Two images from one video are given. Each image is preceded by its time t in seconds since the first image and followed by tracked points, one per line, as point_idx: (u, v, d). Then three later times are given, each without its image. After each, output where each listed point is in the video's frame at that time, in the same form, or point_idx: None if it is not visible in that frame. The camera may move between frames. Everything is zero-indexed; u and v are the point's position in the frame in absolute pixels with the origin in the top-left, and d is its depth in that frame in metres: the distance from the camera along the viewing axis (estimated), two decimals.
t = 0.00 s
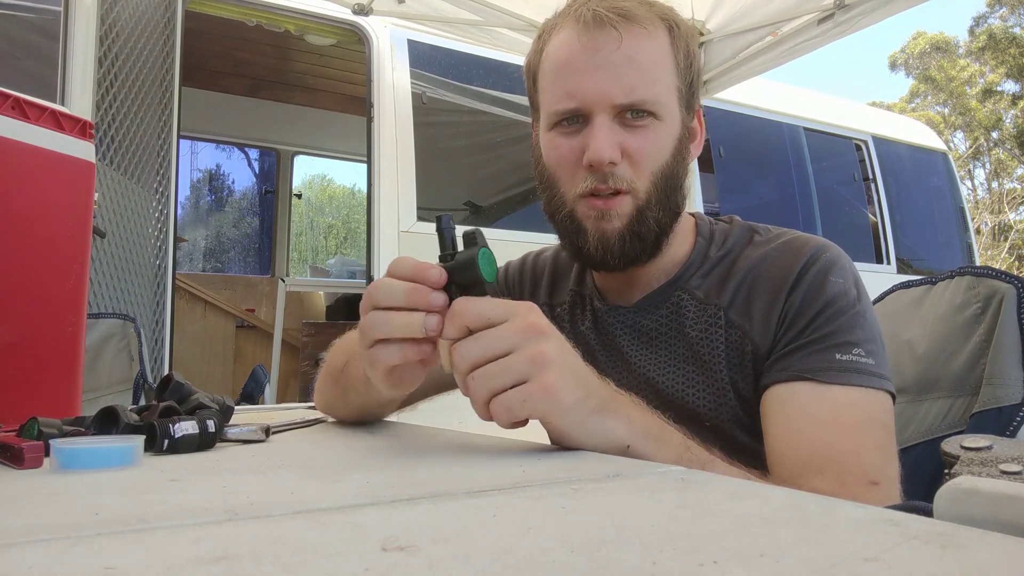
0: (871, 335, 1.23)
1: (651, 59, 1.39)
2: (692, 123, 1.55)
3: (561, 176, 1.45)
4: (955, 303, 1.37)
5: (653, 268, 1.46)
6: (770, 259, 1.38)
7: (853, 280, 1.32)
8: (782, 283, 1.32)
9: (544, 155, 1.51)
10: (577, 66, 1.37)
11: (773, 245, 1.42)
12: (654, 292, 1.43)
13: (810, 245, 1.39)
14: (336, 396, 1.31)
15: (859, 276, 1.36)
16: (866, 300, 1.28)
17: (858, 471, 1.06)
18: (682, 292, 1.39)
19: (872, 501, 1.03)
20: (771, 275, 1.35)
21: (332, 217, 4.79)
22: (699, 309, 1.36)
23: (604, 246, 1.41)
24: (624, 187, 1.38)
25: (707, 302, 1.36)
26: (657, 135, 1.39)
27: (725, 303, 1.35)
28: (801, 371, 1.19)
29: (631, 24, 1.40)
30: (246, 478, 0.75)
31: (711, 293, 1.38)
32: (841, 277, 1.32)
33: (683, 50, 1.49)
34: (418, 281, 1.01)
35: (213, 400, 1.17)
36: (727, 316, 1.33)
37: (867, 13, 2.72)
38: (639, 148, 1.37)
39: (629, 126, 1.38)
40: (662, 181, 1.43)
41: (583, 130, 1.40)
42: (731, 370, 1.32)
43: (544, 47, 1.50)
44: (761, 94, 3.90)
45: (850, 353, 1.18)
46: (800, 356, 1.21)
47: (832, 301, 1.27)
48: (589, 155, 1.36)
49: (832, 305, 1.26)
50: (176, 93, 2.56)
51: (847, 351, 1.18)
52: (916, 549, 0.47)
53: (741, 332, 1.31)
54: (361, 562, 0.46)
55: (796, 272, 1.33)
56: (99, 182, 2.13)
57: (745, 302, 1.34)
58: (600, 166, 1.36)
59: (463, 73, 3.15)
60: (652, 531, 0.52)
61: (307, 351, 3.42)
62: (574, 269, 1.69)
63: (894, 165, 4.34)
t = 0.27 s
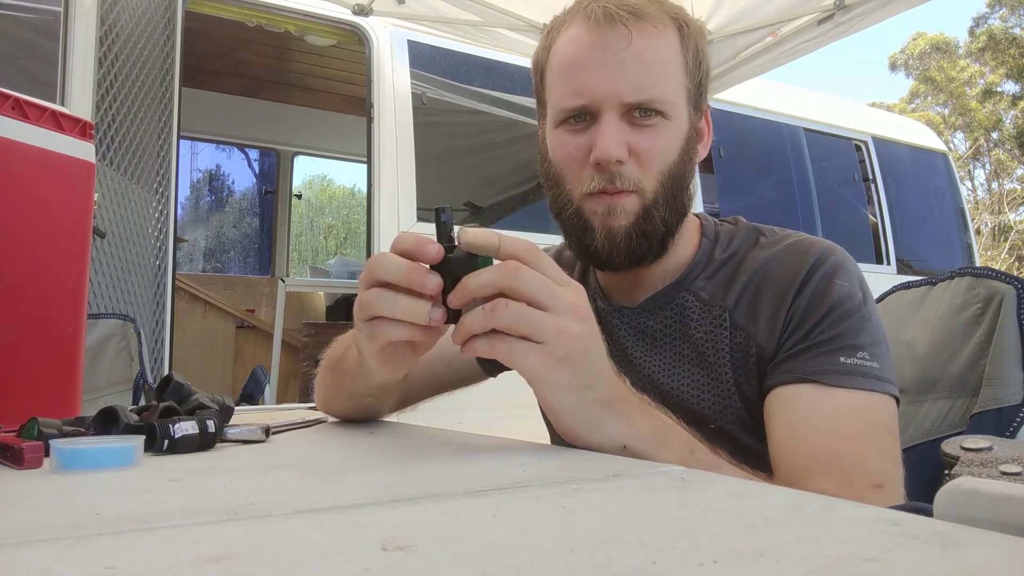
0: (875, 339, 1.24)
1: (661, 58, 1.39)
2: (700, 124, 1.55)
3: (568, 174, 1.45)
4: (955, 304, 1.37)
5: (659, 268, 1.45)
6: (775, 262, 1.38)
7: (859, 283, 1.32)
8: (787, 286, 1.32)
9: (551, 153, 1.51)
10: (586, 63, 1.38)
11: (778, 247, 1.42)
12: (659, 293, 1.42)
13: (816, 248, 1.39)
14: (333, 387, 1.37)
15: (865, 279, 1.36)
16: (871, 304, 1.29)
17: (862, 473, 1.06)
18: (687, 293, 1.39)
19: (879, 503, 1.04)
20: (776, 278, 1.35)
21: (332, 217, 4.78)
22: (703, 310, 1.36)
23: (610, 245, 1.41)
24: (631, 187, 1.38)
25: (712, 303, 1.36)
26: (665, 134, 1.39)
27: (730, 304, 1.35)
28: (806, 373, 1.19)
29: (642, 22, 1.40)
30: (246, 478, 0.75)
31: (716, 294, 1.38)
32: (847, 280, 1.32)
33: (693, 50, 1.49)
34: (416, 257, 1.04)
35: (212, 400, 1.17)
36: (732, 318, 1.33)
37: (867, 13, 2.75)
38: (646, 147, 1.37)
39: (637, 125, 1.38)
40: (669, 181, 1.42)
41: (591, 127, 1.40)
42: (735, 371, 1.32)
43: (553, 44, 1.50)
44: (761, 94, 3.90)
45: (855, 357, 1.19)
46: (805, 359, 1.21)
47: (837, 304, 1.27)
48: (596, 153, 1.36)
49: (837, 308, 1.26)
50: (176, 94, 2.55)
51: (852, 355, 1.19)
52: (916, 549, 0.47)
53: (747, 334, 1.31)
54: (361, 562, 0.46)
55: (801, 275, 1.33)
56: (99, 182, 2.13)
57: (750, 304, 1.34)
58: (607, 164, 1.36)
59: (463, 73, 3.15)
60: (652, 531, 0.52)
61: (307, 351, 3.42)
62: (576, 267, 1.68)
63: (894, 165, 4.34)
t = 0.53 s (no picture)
0: (875, 338, 1.24)
1: (662, 58, 1.39)
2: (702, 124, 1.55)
3: (568, 173, 1.46)
4: (955, 304, 1.37)
5: (659, 267, 1.45)
6: (775, 262, 1.38)
7: (858, 283, 1.32)
8: (787, 286, 1.33)
9: (551, 153, 1.51)
10: (586, 63, 1.38)
11: (778, 248, 1.42)
12: (659, 292, 1.41)
13: (815, 248, 1.39)
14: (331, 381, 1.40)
15: (864, 280, 1.36)
16: (871, 304, 1.29)
17: (863, 470, 1.07)
18: (687, 292, 1.39)
19: (879, 501, 1.05)
20: (776, 277, 1.35)
21: (332, 217, 4.78)
22: (703, 310, 1.36)
23: (610, 244, 1.40)
24: (632, 186, 1.39)
25: (712, 302, 1.36)
26: (667, 134, 1.39)
27: (730, 304, 1.34)
28: (806, 372, 1.19)
29: (643, 22, 1.40)
30: (246, 478, 0.75)
31: (716, 294, 1.37)
32: (846, 280, 1.33)
33: (694, 50, 1.49)
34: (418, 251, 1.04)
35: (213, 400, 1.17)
36: (732, 317, 1.32)
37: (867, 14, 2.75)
38: (647, 147, 1.38)
39: (638, 124, 1.38)
40: (671, 180, 1.42)
41: (592, 127, 1.40)
42: (735, 371, 1.31)
43: (553, 44, 1.50)
44: (761, 94, 3.90)
45: (854, 356, 1.19)
46: (805, 358, 1.21)
47: (837, 304, 1.27)
48: (597, 152, 1.36)
49: (837, 307, 1.27)
50: (176, 94, 2.55)
51: (851, 354, 1.19)
52: (916, 549, 0.47)
53: (747, 333, 1.31)
54: (361, 562, 0.46)
55: (801, 276, 1.33)
56: (99, 182, 2.13)
57: (750, 303, 1.34)
58: (608, 164, 1.36)
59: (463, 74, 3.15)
60: (652, 531, 0.52)
61: (307, 351, 3.42)
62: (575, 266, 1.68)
63: (894, 165, 4.34)
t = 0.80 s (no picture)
0: (876, 331, 1.24)
1: (661, 59, 1.39)
2: (701, 124, 1.55)
3: (567, 173, 1.46)
4: (955, 303, 1.37)
5: (659, 267, 1.44)
6: (774, 259, 1.38)
7: (857, 280, 1.32)
8: (787, 282, 1.33)
9: (551, 154, 1.51)
10: (585, 64, 1.38)
11: (777, 246, 1.43)
12: (658, 291, 1.42)
13: (814, 246, 1.39)
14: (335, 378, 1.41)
15: (863, 277, 1.37)
16: (870, 298, 1.29)
17: (870, 459, 1.07)
18: (686, 292, 1.39)
19: (887, 493, 1.05)
20: (776, 274, 1.35)
21: (332, 217, 4.77)
22: (704, 308, 1.36)
23: (610, 244, 1.41)
24: (631, 185, 1.39)
25: (712, 301, 1.36)
26: (666, 135, 1.40)
27: (730, 302, 1.34)
28: (809, 364, 1.19)
29: (642, 23, 1.40)
30: (247, 478, 0.75)
31: (716, 292, 1.37)
32: (845, 277, 1.33)
33: (693, 50, 1.49)
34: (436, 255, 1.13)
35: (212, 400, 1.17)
36: (732, 315, 1.33)
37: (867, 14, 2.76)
38: (647, 148, 1.38)
39: (638, 125, 1.38)
40: (670, 180, 1.43)
41: (591, 127, 1.40)
42: (737, 368, 1.31)
43: (552, 44, 1.50)
44: (760, 94, 3.90)
45: (856, 348, 1.19)
46: (807, 351, 1.21)
47: (837, 299, 1.27)
48: (596, 154, 1.36)
49: (837, 302, 1.27)
50: (176, 94, 2.55)
51: (853, 345, 1.19)
52: (916, 549, 0.47)
53: (747, 330, 1.31)
54: (361, 562, 0.46)
55: (800, 271, 1.34)
56: (99, 182, 2.13)
57: (750, 301, 1.34)
58: (607, 164, 1.37)
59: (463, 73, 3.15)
60: (652, 531, 0.52)
61: (307, 351, 3.42)
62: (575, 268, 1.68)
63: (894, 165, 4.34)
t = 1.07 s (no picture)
0: (876, 328, 1.24)
1: (661, 59, 1.39)
2: (701, 124, 1.55)
3: (567, 173, 1.46)
4: (956, 303, 1.37)
5: (659, 267, 1.45)
6: (774, 258, 1.39)
7: (856, 278, 1.32)
8: (786, 280, 1.33)
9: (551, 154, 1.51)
10: (585, 64, 1.38)
11: (777, 245, 1.43)
12: (658, 291, 1.42)
13: (812, 245, 1.39)
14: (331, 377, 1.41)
15: (862, 276, 1.37)
16: (869, 296, 1.29)
17: (876, 451, 1.07)
18: (686, 291, 1.39)
19: (895, 485, 1.05)
20: (775, 272, 1.35)
21: (332, 217, 4.78)
22: (703, 307, 1.36)
23: (610, 244, 1.41)
24: (631, 185, 1.39)
25: (712, 300, 1.36)
26: (666, 134, 1.39)
27: (730, 301, 1.34)
28: (810, 360, 1.19)
29: (642, 23, 1.40)
30: (247, 478, 0.75)
31: (715, 292, 1.37)
32: (845, 275, 1.33)
33: (693, 50, 1.49)
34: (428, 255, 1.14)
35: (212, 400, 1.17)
36: (732, 314, 1.33)
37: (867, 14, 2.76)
38: (647, 148, 1.38)
39: (638, 125, 1.38)
40: (670, 180, 1.43)
41: (592, 127, 1.40)
42: (737, 366, 1.31)
43: (552, 44, 1.50)
44: (760, 94, 3.90)
45: (858, 343, 1.19)
46: (808, 347, 1.21)
47: (837, 297, 1.27)
48: (596, 153, 1.36)
49: (837, 299, 1.27)
50: (176, 94, 2.55)
51: (855, 341, 1.19)
52: (916, 549, 0.47)
53: (747, 328, 1.31)
54: (362, 562, 0.46)
55: (800, 270, 1.34)
56: (99, 182, 2.13)
57: (749, 300, 1.34)
58: (607, 164, 1.37)
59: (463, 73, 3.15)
60: (652, 531, 0.52)
61: (308, 351, 3.42)
62: (574, 269, 1.68)
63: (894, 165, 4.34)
